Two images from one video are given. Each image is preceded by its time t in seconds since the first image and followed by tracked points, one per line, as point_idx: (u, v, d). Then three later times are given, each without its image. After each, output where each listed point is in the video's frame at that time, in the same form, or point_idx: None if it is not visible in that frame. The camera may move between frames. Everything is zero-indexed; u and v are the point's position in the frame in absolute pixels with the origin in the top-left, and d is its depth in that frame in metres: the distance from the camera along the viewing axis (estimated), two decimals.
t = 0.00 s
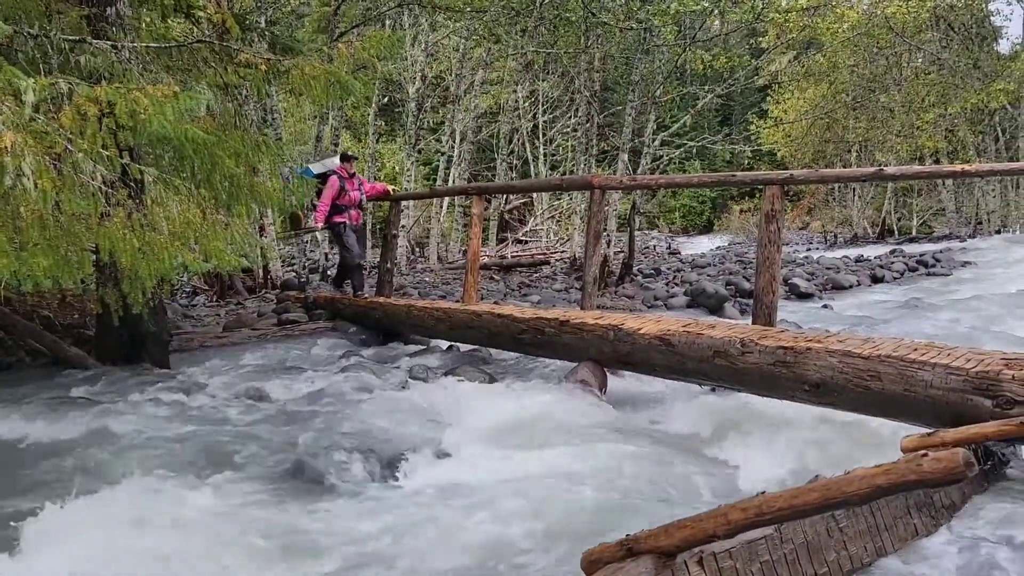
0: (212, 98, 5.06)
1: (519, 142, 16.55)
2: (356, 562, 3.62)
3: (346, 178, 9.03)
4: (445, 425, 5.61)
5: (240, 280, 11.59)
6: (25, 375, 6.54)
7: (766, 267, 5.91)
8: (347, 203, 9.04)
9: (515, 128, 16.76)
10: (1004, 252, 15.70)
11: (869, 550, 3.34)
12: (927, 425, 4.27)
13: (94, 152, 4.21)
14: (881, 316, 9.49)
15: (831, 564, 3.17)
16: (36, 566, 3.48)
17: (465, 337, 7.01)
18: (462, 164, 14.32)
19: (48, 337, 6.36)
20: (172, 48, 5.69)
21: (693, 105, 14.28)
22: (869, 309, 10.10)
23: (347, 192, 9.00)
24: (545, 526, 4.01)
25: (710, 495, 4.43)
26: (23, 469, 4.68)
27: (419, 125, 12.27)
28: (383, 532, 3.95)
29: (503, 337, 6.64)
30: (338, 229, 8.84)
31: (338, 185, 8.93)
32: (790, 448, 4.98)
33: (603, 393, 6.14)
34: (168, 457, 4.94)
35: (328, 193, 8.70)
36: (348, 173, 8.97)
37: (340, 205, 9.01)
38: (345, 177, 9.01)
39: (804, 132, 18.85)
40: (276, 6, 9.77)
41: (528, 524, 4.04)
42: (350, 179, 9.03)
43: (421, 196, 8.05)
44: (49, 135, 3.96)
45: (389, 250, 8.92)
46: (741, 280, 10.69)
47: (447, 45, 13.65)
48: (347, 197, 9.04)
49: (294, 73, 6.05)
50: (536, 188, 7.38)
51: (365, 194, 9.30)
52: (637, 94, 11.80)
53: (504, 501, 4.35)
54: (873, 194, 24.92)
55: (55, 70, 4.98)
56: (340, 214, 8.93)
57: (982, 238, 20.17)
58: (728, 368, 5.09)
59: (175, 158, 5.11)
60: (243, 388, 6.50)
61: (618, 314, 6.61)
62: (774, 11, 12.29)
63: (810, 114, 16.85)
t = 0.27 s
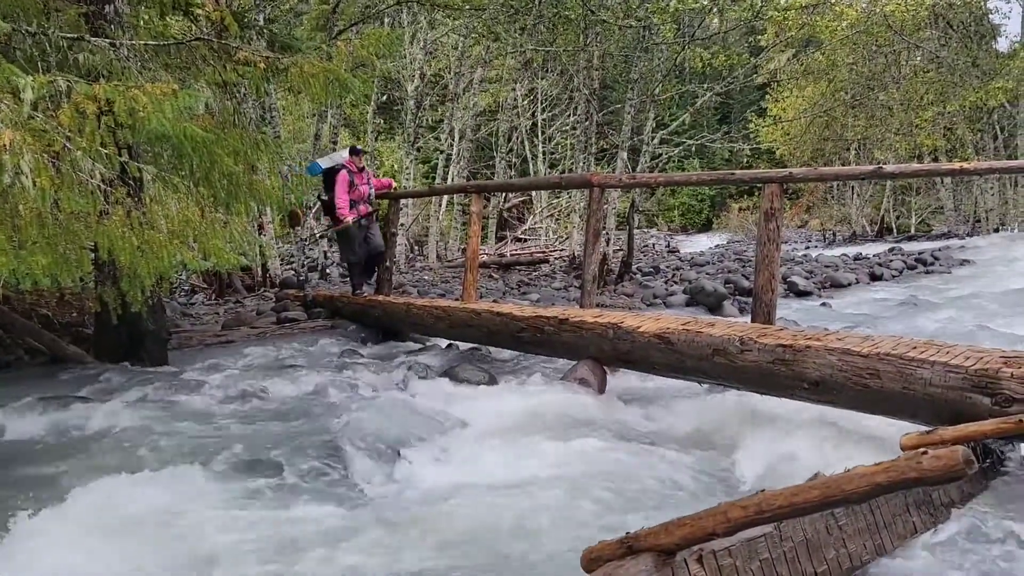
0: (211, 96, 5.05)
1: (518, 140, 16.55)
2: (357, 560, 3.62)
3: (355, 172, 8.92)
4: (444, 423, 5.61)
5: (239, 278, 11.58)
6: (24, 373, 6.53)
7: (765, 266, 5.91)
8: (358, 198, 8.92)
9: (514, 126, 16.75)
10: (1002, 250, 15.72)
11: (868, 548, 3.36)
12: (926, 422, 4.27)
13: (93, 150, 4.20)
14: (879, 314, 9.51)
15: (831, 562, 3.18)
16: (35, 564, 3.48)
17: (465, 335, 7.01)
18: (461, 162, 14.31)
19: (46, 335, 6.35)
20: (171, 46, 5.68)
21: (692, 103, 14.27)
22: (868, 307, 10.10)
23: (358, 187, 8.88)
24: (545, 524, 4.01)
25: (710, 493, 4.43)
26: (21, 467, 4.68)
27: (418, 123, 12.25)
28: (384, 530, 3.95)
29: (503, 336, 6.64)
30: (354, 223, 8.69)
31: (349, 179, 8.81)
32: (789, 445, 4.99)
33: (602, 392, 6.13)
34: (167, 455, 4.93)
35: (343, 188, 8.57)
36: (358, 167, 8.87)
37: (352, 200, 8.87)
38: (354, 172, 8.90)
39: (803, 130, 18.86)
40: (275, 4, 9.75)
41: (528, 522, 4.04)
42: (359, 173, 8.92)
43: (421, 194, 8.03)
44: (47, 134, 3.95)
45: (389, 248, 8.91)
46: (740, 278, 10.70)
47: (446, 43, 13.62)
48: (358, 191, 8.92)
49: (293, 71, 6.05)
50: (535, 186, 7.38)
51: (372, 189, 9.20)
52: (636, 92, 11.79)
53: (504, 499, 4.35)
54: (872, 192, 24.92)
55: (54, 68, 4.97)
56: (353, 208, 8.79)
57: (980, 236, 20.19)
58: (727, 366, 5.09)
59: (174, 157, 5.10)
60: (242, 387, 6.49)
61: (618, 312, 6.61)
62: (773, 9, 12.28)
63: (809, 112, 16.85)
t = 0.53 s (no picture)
0: (209, 94, 5.04)
1: (516, 138, 16.53)
2: (356, 558, 3.62)
3: (367, 172, 8.96)
4: (442, 421, 5.61)
5: (237, 277, 11.56)
6: (20, 372, 6.51)
7: (763, 265, 5.91)
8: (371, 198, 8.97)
9: (513, 125, 16.74)
10: (999, 249, 15.75)
11: (865, 546, 3.37)
12: (923, 421, 4.29)
13: (91, 148, 4.19)
14: (877, 313, 9.52)
15: (828, 561, 3.20)
16: (32, 563, 3.47)
17: (463, 334, 7.01)
18: (460, 161, 14.30)
19: (43, 334, 6.33)
20: (169, 44, 5.68)
21: (690, 102, 14.28)
22: (866, 306, 10.12)
23: (370, 187, 8.93)
24: (544, 523, 4.01)
25: (708, 491, 4.44)
26: (18, 467, 4.67)
27: (416, 122, 12.24)
28: (382, 529, 3.95)
29: (501, 335, 6.64)
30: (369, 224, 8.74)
31: (362, 180, 8.85)
32: (787, 444, 5.01)
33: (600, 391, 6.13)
34: (165, 453, 4.93)
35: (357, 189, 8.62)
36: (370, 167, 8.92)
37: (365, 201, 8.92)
38: (366, 172, 8.94)
39: (801, 129, 18.86)
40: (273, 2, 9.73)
41: (527, 521, 4.04)
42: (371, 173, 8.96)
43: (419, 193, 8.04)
44: (44, 132, 3.94)
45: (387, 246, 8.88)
46: (738, 277, 10.71)
47: (444, 42, 13.60)
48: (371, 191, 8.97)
49: (291, 70, 6.05)
50: (533, 185, 7.37)
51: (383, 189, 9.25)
52: (634, 91, 11.78)
53: (502, 497, 4.36)
54: (869, 191, 24.95)
55: (51, 66, 4.96)
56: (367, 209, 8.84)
57: (978, 235, 20.22)
58: (725, 364, 5.10)
59: (172, 155, 5.09)
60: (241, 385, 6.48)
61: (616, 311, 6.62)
62: (772, 8, 12.28)
63: (807, 112, 16.86)
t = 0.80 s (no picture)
0: (204, 93, 5.03)
1: (513, 138, 16.52)
2: (351, 558, 3.62)
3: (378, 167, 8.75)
4: (438, 421, 5.61)
5: (232, 276, 11.53)
6: (15, 372, 6.50)
7: (758, 265, 5.92)
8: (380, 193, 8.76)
9: (509, 124, 16.72)
10: (993, 249, 15.80)
11: (859, 546, 3.40)
12: (917, 421, 4.31)
13: (86, 147, 4.19)
14: (873, 313, 9.54)
15: (822, 560, 3.22)
16: (27, 563, 3.47)
17: (459, 333, 7.01)
18: (456, 160, 14.29)
19: (38, 334, 6.32)
20: (163, 43, 5.67)
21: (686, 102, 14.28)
22: (861, 306, 10.14)
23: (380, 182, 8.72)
24: (540, 522, 4.02)
25: (704, 491, 4.46)
26: (12, 466, 4.66)
27: (412, 121, 12.23)
28: (378, 529, 3.96)
29: (497, 334, 6.64)
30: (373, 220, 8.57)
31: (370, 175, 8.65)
32: (782, 443, 5.03)
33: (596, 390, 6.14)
34: (160, 453, 4.92)
35: (362, 184, 8.44)
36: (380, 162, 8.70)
37: (374, 196, 8.73)
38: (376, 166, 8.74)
39: (796, 130, 18.88)
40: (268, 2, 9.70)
41: (522, 521, 4.05)
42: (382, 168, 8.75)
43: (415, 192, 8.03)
44: (38, 131, 3.94)
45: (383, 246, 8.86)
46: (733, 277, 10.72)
47: (440, 42, 13.59)
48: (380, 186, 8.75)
49: (286, 68, 6.03)
50: (529, 185, 7.37)
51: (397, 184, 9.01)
52: (630, 91, 11.77)
53: (498, 496, 4.37)
54: (865, 191, 25.00)
55: (45, 65, 4.95)
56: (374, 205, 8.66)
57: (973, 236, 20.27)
58: (720, 364, 5.11)
59: (166, 154, 5.08)
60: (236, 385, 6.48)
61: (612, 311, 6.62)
62: (768, 8, 12.29)
63: (802, 112, 16.87)
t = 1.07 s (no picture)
0: (199, 94, 5.03)
1: (507, 138, 16.52)
2: (347, 557, 3.62)
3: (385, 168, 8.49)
4: (433, 421, 5.62)
5: (227, 276, 11.51)
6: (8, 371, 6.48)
7: (752, 265, 5.94)
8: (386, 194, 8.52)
9: (504, 124, 16.71)
10: (986, 250, 15.86)
11: (852, 545, 3.43)
12: (909, 420, 4.33)
13: (79, 147, 4.19)
14: (866, 312, 9.57)
15: (816, 559, 3.25)
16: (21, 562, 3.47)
17: (454, 333, 7.01)
18: (451, 160, 14.28)
19: (31, 334, 6.30)
20: (157, 42, 5.67)
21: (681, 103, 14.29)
22: (855, 306, 10.18)
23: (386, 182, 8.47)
24: (535, 521, 4.04)
25: (699, 490, 4.48)
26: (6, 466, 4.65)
27: (407, 121, 12.21)
28: (373, 528, 3.96)
29: (491, 335, 6.64)
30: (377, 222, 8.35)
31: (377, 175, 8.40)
32: (777, 442, 5.05)
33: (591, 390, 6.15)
34: (154, 453, 4.91)
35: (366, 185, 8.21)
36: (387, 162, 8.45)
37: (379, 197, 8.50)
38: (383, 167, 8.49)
39: (791, 130, 18.91)
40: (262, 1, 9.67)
41: (517, 519, 4.06)
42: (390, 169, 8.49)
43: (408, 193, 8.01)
44: (31, 131, 3.94)
45: (377, 246, 8.85)
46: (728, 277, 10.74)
47: (435, 41, 13.57)
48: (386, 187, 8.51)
49: (281, 69, 6.05)
50: (524, 185, 7.37)
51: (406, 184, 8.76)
52: (624, 92, 11.79)
53: (494, 496, 4.38)
54: (859, 192, 25.06)
55: (38, 65, 4.94)
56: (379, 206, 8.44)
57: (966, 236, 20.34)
58: (714, 364, 5.12)
59: (160, 154, 5.07)
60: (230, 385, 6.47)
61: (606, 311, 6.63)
62: (762, 9, 12.31)
63: (796, 113, 16.90)
